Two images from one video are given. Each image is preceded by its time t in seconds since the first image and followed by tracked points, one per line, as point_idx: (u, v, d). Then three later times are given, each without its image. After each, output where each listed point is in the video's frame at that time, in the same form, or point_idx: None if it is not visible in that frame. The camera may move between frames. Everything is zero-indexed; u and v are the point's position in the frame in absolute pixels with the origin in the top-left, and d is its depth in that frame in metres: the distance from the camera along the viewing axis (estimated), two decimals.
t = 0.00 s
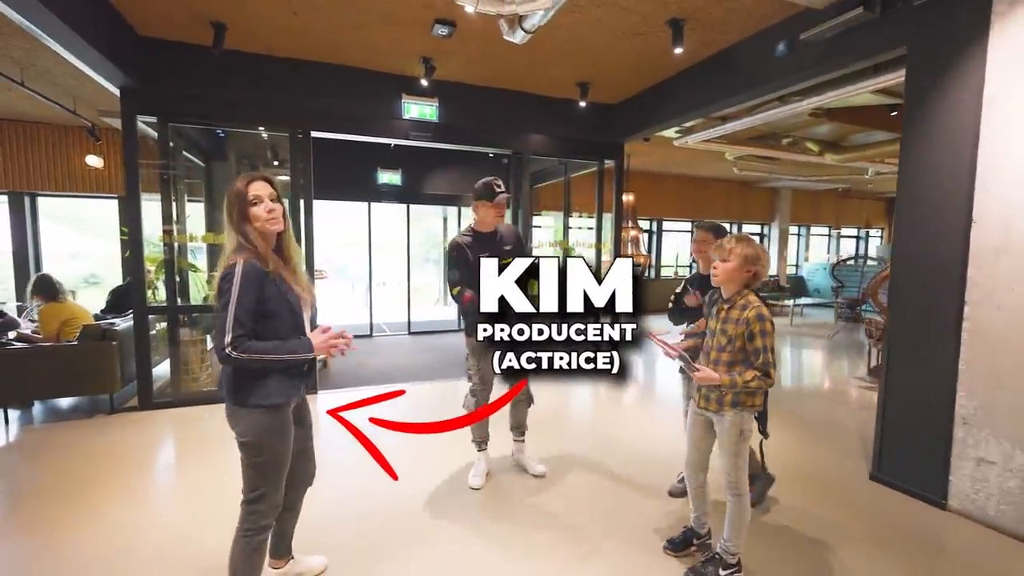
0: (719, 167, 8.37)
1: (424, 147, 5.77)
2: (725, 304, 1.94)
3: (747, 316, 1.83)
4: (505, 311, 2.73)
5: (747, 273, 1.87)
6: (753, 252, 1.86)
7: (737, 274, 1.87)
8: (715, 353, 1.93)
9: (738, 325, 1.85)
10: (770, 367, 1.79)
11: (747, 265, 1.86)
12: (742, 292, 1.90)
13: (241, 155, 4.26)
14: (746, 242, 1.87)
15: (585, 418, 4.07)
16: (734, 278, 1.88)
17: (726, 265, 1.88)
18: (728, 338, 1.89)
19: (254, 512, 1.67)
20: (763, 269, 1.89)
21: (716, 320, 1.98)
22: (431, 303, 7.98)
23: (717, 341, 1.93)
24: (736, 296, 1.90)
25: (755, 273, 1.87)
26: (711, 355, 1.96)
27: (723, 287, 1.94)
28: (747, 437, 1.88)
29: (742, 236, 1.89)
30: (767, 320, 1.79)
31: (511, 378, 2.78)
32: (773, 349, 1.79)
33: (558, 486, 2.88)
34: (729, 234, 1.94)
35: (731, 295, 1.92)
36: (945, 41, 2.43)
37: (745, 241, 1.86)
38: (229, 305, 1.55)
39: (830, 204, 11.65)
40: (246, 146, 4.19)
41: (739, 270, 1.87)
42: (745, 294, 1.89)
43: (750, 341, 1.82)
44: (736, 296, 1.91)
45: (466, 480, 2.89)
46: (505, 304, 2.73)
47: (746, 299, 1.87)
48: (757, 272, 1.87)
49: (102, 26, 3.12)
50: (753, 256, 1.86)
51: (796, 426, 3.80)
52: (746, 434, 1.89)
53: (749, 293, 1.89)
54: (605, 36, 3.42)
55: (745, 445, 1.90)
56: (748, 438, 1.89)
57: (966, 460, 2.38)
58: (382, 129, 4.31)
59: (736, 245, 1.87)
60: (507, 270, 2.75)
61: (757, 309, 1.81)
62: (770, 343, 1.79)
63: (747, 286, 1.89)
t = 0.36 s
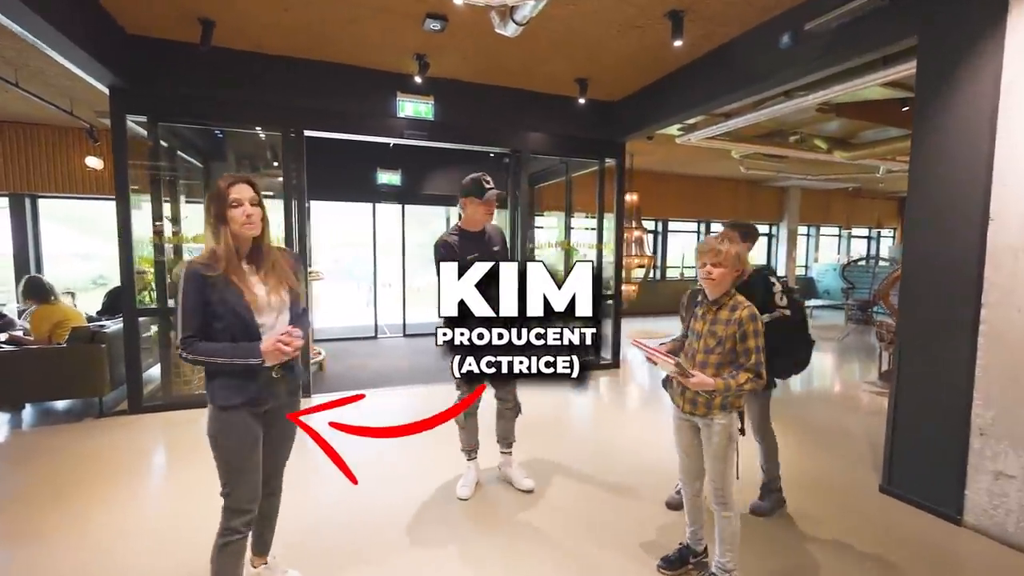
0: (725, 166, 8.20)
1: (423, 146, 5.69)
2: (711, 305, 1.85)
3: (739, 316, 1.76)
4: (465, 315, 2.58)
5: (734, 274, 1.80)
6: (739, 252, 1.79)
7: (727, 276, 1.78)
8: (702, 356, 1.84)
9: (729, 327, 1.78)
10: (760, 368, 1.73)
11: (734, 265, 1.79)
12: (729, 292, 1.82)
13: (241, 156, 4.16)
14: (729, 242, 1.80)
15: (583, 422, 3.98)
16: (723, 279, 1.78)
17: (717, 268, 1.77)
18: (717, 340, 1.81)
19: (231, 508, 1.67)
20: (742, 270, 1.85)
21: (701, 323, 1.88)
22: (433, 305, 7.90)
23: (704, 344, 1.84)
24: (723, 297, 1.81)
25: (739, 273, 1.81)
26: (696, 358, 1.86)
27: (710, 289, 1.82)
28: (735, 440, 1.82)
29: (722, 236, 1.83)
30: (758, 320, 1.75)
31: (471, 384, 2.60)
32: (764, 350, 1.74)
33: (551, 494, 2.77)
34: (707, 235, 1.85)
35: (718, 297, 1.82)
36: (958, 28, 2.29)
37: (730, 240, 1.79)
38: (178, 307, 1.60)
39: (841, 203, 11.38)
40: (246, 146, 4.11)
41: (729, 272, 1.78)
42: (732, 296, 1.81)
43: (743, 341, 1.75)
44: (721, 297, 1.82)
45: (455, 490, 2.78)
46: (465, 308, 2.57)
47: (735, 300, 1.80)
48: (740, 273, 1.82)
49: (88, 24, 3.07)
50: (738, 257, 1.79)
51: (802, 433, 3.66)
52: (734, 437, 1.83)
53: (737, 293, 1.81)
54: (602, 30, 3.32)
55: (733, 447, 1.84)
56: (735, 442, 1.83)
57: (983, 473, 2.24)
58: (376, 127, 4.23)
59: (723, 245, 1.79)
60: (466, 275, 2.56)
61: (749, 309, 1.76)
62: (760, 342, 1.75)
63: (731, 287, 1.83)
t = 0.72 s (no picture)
0: (748, 160, 7.79)
1: (427, 143, 5.55)
2: (692, 309, 1.63)
3: (724, 315, 1.54)
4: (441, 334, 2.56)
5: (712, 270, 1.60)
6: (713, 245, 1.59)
7: (704, 274, 1.58)
8: (690, 365, 1.59)
9: (715, 328, 1.55)
10: (756, 370, 1.48)
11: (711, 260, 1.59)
12: (710, 291, 1.60)
13: (253, 158, 4.07)
14: (700, 236, 1.60)
15: (583, 430, 3.77)
16: (701, 278, 1.57)
17: (691, 268, 1.57)
18: (705, 345, 1.57)
19: (155, 536, 1.46)
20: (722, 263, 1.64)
21: (682, 328, 1.65)
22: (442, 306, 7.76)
23: (691, 351, 1.59)
24: (704, 298, 1.60)
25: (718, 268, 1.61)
26: (683, 368, 1.61)
27: (688, 292, 1.62)
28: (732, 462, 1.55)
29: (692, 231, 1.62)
30: (746, 317, 1.54)
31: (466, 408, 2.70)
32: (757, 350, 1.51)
33: (538, 513, 2.56)
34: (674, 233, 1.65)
35: (699, 299, 1.61)
36: None
37: (701, 233, 1.59)
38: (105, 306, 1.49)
39: (877, 199, 10.71)
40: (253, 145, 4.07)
41: (706, 268, 1.57)
42: (713, 294, 1.60)
43: (732, 343, 1.53)
44: (702, 298, 1.60)
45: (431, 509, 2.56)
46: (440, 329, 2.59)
47: (718, 300, 1.59)
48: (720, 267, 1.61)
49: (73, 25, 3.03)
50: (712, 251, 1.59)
51: (822, 449, 3.34)
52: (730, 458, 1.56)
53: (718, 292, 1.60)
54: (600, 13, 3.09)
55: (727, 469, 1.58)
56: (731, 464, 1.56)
57: None
58: (370, 124, 4.10)
59: (694, 241, 1.58)
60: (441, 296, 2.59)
61: (734, 306, 1.54)
62: (751, 342, 1.52)
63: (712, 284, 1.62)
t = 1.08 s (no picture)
0: (779, 160, 7.47)
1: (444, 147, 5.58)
2: (687, 316, 1.53)
3: (718, 325, 1.44)
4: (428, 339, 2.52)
5: (696, 276, 1.50)
6: (695, 249, 1.49)
7: (683, 281, 1.51)
8: (681, 376, 1.50)
9: (707, 339, 1.45)
10: (749, 388, 1.38)
11: (692, 266, 1.50)
12: (707, 297, 1.51)
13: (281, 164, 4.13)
14: (687, 238, 1.52)
15: (595, 437, 3.66)
16: (679, 284, 1.52)
17: (668, 274, 1.53)
18: (697, 356, 1.47)
19: (133, 540, 1.48)
20: (718, 268, 1.50)
21: (677, 335, 1.56)
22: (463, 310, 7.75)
23: (682, 362, 1.50)
24: (697, 305, 1.52)
25: (705, 275, 1.49)
26: (674, 378, 1.53)
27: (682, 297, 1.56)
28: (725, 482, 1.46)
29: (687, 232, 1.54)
30: (743, 328, 1.42)
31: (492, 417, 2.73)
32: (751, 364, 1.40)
33: (538, 522, 2.49)
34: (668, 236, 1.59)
35: (693, 306, 1.52)
36: None
37: (686, 237, 1.51)
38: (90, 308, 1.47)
39: (924, 199, 10.09)
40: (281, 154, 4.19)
41: (685, 275, 1.50)
42: (706, 302, 1.50)
43: (724, 355, 1.43)
44: (699, 304, 1.51)
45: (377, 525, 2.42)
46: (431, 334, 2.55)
47: (714, 307, 1.48)
48: (709, 274, 1.49)
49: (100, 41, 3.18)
50: (696, 256, 1.49)
51: (850, 467, 3.11)
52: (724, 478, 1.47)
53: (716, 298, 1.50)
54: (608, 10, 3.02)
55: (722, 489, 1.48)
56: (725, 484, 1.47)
57: None
58: (384, 129, 4.14)
59: (677, 245, 1.52)
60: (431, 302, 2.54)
61: (729, 315, 1.44)
62: (746, 356, 1.41)
63: (706, 291, 1.51)
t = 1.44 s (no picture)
0: (809, 159, 7.17)
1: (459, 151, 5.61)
2: (667, 324, 1.49)
3: (692, 336, 1.39)
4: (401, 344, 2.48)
5: (683, 285, 1.43)
6: (682, 257, 1.42)
7: (669, 289, 1.44)
8: (655, 386, 1.47)
9: (681, 349, 1.41)
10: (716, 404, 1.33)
11: (680, 275, 1.43)
12: (689, 306, 1.45)
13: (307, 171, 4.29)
14: (672, 244, 1.45)
15: (602, 442, 3.59)
16: (665, 293, 1.45)
17: (654, 284, 1.46)
18: (670, 366, 1.44)
19: (120, 534, 1.52)
20: (707, 275, 1.43)
21: (656, 343, 1.51)
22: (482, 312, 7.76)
23: (657, 372, 1.47)
24: (681, 313, 1.45)
25: (693, 283, 1.42)
26: (648, 388, 1.50)
27: (666, 304, 1.50)
28: (697, 498, 1.43)
29: (674, 237, 1.46)
30: (718, 341, 1.36)
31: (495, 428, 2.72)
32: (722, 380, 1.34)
33: (532, 526, 2.45)
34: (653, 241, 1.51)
35: (677, 314, 1.47)
36: None
37: (672, 243, 1.44)
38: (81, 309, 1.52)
39: (971, 197, 9.50)
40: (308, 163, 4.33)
41: (671, 283, 1.44)
42: (690, 310, 1.44)
43: (695, 368, 1.38)
44: (681, 313, 1.46)
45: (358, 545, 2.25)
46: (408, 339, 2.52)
47: (693, 316, 1.43)
48: (697, 282, 1.42)
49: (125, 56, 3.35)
50: (683, 264, 1.42)
51: (871, 483, 2.93)
52: (696, 495, 1.44)
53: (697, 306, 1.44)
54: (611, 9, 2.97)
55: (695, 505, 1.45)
56: (698, 499, 1.44)
57: None
58: (395, 134, 4.20)
59: (663, 251, 1.45)
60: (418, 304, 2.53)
61: (704, 326, 1.38)
62: (719, 370, 1.35)
63: (691, 299, 1.45)
